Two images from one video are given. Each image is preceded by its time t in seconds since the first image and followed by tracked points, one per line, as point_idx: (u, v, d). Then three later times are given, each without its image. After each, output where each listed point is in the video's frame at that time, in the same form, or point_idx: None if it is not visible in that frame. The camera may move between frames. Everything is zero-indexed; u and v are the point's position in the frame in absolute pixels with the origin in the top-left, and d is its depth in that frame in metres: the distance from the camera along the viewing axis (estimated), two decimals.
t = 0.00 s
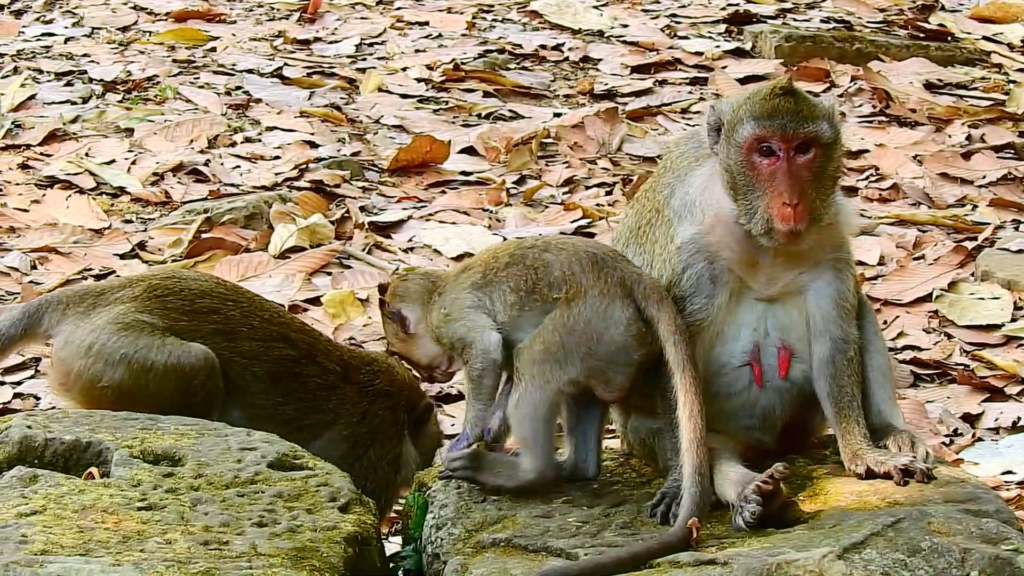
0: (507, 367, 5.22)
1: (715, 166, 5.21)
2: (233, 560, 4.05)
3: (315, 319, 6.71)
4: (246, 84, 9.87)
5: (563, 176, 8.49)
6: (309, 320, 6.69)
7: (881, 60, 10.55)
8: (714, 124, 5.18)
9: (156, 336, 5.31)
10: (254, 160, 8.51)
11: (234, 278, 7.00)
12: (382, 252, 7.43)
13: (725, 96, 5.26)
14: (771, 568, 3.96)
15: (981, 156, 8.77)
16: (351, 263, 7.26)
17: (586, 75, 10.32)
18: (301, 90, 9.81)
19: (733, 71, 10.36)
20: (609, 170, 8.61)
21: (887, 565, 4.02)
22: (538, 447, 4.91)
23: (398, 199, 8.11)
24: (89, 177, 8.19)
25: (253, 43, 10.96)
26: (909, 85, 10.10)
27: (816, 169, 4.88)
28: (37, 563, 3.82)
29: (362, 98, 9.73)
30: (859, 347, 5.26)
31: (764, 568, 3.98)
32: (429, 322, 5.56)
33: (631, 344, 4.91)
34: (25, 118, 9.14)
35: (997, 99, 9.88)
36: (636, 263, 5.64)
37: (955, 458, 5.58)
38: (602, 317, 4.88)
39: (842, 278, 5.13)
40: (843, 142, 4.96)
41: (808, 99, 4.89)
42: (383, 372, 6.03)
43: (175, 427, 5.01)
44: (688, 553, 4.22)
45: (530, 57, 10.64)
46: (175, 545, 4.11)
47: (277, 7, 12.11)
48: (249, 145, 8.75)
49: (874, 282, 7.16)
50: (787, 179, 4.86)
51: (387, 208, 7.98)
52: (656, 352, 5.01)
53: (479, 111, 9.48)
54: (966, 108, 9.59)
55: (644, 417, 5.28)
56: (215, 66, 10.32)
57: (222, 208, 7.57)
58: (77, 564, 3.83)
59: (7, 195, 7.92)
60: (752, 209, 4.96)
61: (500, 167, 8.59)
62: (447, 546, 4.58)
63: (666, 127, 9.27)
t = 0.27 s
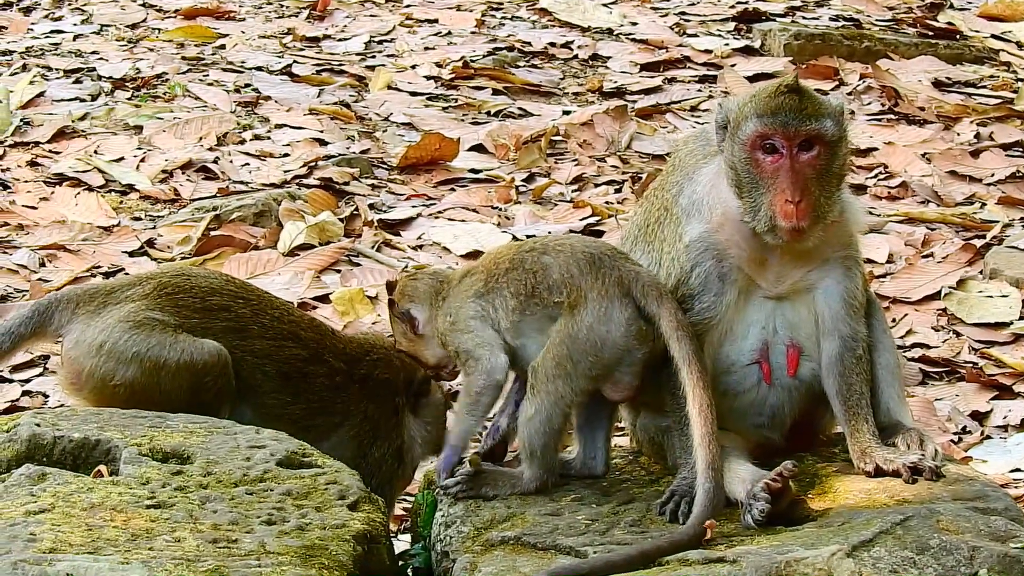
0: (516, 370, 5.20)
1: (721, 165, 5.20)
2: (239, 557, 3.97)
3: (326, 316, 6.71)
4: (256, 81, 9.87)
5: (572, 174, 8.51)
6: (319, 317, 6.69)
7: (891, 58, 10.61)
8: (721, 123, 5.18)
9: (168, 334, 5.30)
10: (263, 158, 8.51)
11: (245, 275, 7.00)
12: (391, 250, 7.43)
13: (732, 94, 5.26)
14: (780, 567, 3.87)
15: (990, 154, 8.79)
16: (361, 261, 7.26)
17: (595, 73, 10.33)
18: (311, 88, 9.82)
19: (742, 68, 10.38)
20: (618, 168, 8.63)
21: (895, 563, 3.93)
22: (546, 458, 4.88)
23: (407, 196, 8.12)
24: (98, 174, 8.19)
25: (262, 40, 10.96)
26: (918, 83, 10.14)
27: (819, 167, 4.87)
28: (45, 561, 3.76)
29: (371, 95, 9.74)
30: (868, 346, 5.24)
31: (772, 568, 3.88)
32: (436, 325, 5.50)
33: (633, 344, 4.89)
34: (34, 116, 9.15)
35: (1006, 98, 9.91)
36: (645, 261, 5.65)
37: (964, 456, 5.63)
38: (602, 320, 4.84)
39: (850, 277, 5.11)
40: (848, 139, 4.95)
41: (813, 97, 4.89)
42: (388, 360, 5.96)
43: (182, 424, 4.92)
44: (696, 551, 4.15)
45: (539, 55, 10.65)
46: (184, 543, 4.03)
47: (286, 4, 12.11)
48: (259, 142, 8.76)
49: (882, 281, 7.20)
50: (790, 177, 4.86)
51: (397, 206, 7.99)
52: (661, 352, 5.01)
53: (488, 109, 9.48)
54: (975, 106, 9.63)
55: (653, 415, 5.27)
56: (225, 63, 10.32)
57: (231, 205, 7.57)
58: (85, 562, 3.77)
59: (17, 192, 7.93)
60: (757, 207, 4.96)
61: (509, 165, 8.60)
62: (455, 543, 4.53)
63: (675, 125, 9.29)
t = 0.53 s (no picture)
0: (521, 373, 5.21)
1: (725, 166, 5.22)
2: (244, 557, 3.97)
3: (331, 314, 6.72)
4: (260, 80, 9.87)
5: (576, 172, 8.52)
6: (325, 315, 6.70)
7: (894, 56, 10.63)
8: (727, 121, 5.19)
9: (168, 316, 5.36)
10: (267, 157, 8.52)
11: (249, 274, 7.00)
12: (396, 248, 7.44)
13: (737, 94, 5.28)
14: (785, 566, 3.87)
15: (994, 153, 8.80)
16: (365, 260, 7.27)
17: (599, 71, 10.33)
18: (315, 86, 9.82)
19: (746, 67, 10.38)
20: (622, 166, 8.65)
21: (900, 561, 3.93)
22: (550, 458, 4.86)
23: (411, 195, 8.13)
24: (102, 173, 8.18)
25: (266, 39, 10.96)
26: (922, 81, 10.15)
27: (823, 166, 4.92)
28: (50, 560, 3.76)
29: (375, 94, 9.74)
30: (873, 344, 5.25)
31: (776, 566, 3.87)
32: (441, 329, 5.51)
33: (632, 346, 4.85)
34: (38, 114, 9.14)
35: (1009, 96, 9.92)
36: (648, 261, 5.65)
37: (968, 454, 5.64)
38: (601, 322, 4.81)
39: (855, 275, 5.12)
40: (852, 139, 5.00)
41: (818, 96, 4.94)
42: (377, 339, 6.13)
43: (187, 423, 4.92)
44: (701, 549, 4.14)
45: (543, 54, 10.65)
46: (189, 541, 4.03)
47: (290, 3, 12.10)
48: (262, 141, 8.76)
49: (886, 279, 7.21)
50: (792, 176, 4.90)
51: (401, 204, 8.00)
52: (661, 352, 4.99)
53: (492, 107, 9.48)
54: (978, 105, 9.64)
55: (657, 414, 5.28)
56: (228, 62, 10.32)
57: (235, 204, 7.57)
58: (89, 561, 3.77)
59: (20, 191, 7.93)
60: (760, 205, 4.98)
61: (513, 164, 8.61)
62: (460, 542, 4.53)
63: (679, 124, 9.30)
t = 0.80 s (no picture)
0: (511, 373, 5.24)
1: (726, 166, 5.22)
2: (249, 556, 3.97)
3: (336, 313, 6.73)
4: (265, 80, 9.87)
5: (580, 172, 8.52)
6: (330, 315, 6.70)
7: (898, 56, 10.63)
8: (731, 120, 5.18)
9: (135, 320, 5.36)
10: (271, 156, 8.52)
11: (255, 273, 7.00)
12: (400, 248, 7.45)
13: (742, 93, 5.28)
14: (790, 565, 3.87)
15: (997, 153, 8.81)
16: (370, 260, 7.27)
17: (603, 71, 10.34)
18: (320, 86, 9.82)
19: (750, 67, 10.39)
20: (626, 166, 8.66)
21: (903, 560, 3.93)
22: (547, 453, 4.85)
23: (416, 195, 8.13)
24: (106, 173, 8.18)
25: (270, 38, 10.96)
26: (926, 81, 10.16)
27: (827, 165, 4.92)
28: (54, 560, 3.75)
29: (380, 93, 9.74)
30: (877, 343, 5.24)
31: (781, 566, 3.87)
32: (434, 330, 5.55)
33: (614, 323, 4.86)
34: (42, 114, 9.15)
35: (1013, 96, 9.94)
36: (652, 259, 5.63)
37: (972, 454, 5.65)
38: (577, 304, 4.82)
39: (858, 275, 5.11)
40: (856, 139, 5.00)
41: (823, 95, 4.94)
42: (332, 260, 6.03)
43: (192, 423, 4.91)
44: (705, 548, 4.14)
45: (547, 53, 10.66)
46: (193, 541, 4.03)
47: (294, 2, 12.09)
48: (267, 141, 8.76)
49: (890, 278, 7.22)
50: (795, 175, 4.90)
51: (406, 204, 8.00)
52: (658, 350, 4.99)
53: (496, 107, 9.48)
54: (982, 104, 9.65)
55: (662, 413, 5.28)
56: (233, 62, 10.32)
57: (239, 204, 7.57)
58: (93, 560, 3.77)
59: (24, 191, 7.93)
60: (763, 204, 4.97)
61: (518, 163, 8.61)
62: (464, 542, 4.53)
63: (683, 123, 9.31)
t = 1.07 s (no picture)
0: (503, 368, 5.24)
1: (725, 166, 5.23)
2: (251, 556, 3.97)
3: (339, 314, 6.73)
4: (267, 80, 9.87)
5: (582, 172, 8.52)
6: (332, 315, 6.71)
7: (899, 56, 10.64)
8: (732, 120, 5.18)
9: (127, 339, 5.37)
10: (273, 157, 8.51)
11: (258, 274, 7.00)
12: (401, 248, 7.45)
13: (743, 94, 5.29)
14: (791, 565, 3.88)
15: (999, 153, 8.81)
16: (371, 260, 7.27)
17: (605, 72, 10.34)
18: (321, 87, 9.82)
19: (751, 67, 10.39)
20: (628, 166, 8.66)
21: (904, 560, 3.93)
22: (542, 449, 4.85)
23: (417, 195, 8.13)
24: (108, 174, 8.18)
25: (272, 39, 10.96)
26: (927, 81, 10.16)
27: (826, 165, 4.94)
28: (56, 561, 3.75)
29: (381, 94, 9.74)
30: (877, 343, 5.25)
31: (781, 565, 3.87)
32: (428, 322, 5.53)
33: (596, 314, 4.88)
34: (44, 115, 9.14)
35: (1014, 96, 9.94)
36: (652, 260, 5.63)
37: (973, 453, 5.65)
38: (556, 296, 4.85)
39: (859, 275, 5.11)
40: (856, 140, 5.02)
41: (823, 96, 4.96)
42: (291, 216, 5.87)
43: (193, 423, 4.91)
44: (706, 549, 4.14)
45: (549, 54, 10.66)
46: (194, 541, 4.03)
47: (295, 3, 12.09)
48: (269, 141, 8.76)
49: (892, 278, 7.22)
50: (795, 175, 4.92)
51: (408, 204, 8.00)
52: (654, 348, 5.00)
53: (498, 107, 9.48)
54: (983, 105, 9.66)
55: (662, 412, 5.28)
56: (234, 62, 10.31)
57: (241, 204, 7.57)
58: (95, 561, 3.77)
59: (26, 192, 7.93)
60: (764, 203, 4.98)
61: (519, 164, 8.61)
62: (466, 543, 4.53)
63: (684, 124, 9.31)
